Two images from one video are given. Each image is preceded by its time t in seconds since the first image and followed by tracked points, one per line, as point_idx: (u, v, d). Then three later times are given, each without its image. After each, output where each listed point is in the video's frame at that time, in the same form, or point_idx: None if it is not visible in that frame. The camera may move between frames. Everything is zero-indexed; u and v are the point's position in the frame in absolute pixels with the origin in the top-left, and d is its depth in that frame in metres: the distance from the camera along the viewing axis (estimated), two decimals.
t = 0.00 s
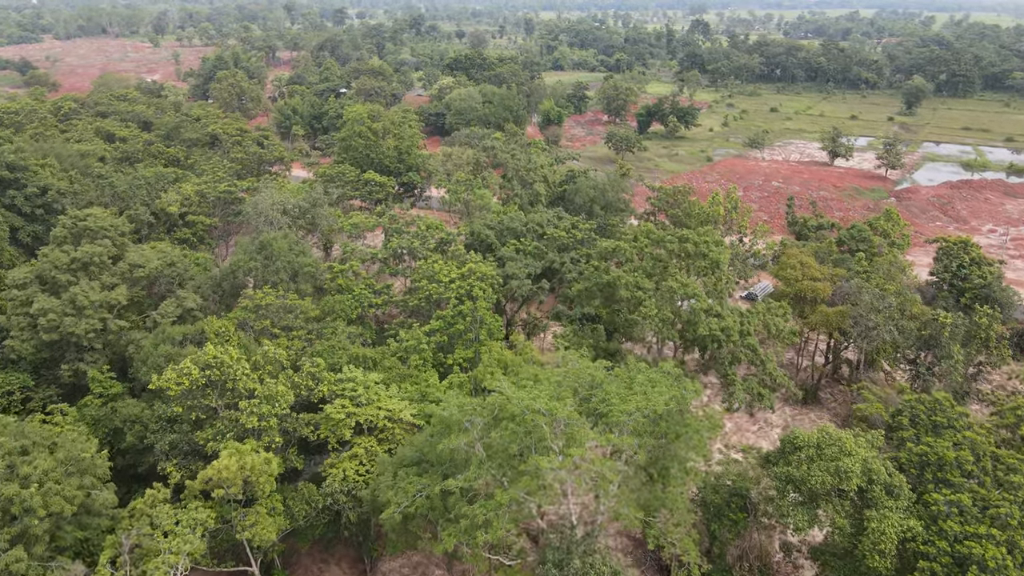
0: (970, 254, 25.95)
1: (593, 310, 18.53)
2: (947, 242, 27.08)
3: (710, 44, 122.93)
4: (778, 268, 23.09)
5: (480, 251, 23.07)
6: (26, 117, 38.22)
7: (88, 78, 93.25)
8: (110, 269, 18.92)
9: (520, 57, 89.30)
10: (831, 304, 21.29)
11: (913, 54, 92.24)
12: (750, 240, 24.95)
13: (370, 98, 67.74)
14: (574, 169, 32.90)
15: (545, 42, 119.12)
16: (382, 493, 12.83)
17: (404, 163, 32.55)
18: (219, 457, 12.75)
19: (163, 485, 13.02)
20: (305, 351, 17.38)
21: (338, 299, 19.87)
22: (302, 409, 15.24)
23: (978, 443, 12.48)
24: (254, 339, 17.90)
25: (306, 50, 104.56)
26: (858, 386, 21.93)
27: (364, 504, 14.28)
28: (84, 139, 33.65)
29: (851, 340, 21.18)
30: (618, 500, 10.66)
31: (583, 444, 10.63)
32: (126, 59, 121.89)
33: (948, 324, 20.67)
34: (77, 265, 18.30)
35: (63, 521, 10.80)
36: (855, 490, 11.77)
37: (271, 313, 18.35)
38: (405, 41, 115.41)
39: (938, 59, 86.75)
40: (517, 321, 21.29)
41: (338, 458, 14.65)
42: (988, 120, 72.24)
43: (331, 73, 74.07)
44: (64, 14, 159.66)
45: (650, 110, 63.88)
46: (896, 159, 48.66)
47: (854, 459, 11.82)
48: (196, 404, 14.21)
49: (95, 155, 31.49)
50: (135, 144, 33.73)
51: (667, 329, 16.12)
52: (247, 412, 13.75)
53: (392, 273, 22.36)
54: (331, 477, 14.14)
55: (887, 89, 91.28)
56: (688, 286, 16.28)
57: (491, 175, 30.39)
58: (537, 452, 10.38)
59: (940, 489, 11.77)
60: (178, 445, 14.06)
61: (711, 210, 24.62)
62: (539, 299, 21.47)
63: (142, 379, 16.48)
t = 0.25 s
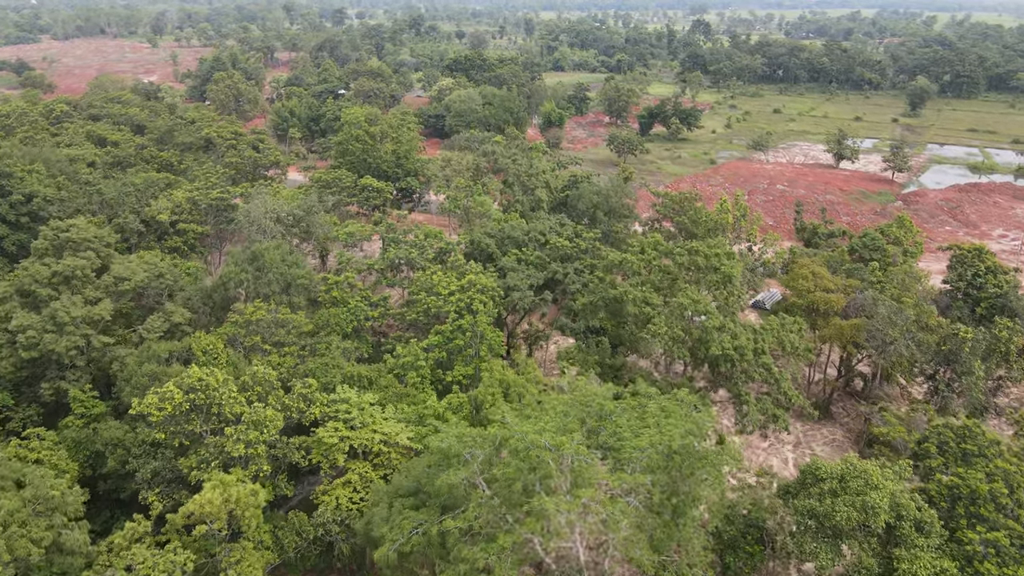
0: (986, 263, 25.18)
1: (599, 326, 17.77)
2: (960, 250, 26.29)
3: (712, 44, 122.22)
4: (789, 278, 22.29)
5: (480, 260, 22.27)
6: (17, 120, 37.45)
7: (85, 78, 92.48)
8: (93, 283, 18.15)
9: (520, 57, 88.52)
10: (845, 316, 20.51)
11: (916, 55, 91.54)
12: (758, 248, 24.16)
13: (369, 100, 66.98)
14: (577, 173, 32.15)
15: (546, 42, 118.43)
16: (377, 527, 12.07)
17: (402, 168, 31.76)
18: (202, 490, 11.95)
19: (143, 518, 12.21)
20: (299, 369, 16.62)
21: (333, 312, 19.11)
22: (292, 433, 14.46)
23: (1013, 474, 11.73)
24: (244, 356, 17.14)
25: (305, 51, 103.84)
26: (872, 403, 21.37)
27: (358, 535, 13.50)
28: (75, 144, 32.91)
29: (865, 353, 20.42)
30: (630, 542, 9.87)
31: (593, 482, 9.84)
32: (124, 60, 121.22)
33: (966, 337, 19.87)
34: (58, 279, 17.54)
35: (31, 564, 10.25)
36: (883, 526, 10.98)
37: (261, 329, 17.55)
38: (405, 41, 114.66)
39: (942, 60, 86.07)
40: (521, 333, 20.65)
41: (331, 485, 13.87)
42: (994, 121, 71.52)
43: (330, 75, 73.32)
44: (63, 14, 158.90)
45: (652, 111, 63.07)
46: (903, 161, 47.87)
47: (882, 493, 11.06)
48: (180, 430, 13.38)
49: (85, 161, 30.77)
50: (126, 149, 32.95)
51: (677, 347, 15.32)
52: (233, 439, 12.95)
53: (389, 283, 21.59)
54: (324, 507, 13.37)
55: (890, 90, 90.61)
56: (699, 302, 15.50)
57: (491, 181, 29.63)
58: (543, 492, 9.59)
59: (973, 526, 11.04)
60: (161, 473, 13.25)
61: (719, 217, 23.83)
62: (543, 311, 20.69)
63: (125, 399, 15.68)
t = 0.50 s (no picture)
0: (1002, 272, 24.36)
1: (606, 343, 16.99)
2: (976, 258, 25.49)
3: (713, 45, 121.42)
4: (801, 289, 21.47)
5: (481, 270, 21.48)
6: (7, 123, 36.70)
7: (81, 79, 91.77)
8: (75, 299, 17.42)
9: (520, 58, 87.78)
10: (860, 330, 19.67)
11: (920, 55, 90.75)
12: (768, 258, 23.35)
13: (367, 101, 66.27)
14: (580, 179, 31.39)
15: (546, 43, 117.74)
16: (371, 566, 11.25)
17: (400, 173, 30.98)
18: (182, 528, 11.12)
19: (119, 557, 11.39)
20: (291, 389, 15.84)
21: (327, 327, 18.32)
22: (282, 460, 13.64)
23: None
24: (233, 375, 16.35)
25: (304, 51, 103.12)
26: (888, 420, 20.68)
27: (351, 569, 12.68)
28: (65, 149, 32.18)
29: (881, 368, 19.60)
30: None
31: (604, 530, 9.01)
32: (122, 60, 120.57)
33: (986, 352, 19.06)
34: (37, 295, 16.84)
35: None
36: (916, 570, 10.14)
37: (251, 346, 16.74)
38: (404, 42, 113.96)
39: (947, 61, 85.28)
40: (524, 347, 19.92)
41: (323, 516, 13.06)
42: (999, 123, 70.72)
43: (328, 76, 72.57)
44: (61, 15, 158.27)
45: (655, 113, 62.24)
46: (910, 165, 47.09)
47: (915, 533, 10.25)
48: (159, 459, 12.49)
49: (74, 166, 30.02)
50: (118, 153, 32.18)
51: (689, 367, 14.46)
52: (218, 469, 12.13)
53: (386, 295, 20.80)
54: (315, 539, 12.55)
55: (894, 91, 89.86)
56: (711, 319, 14.66)
57: (492, 187, 28.85)
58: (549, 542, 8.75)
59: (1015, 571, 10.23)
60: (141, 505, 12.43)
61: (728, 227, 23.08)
62: (546, 324, 19.89)
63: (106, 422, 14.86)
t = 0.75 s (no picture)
0: (1021, 281, 23.53)
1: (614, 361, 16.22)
2: (992, 266, 24.68)
3: (715, 44, 120.53)
4: (815, 301, 20.58)
5: (482, 282, 20.69)
6: None
7: (77, 80, 90.98)
8: (56, 315, 16.71)
9: (521, 58, 87.03)
10: (878, 345, 18.82)
11: (924, 55, 89.92)
12: (778, 267, 22.55)
13: (366, 103, 65.52)
14: (582, 184, 30.61)
15: (546, 43, 116.86)
16: None
17: (399, 178, 30.20)
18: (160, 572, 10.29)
19: None
20: (281, 412, 15.06)
21: (321, 342, 17.56)
22: (271, 490, 12.80)
23: None
24: (221, 396, 15.55)
25: (303, 52, 102.28)
26: (905, 438, 19.92)
27: None
28: (55, 154, 31.41)
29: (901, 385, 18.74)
30: None
31: None
32: (120, 61, 119.84)
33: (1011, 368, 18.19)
34: (16, 312, 16.14)
35: None
36: None
37: (240, 364, 15.96)
38: (404, 42, 113.18)
39: (951, 61, 84.43)
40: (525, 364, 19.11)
41: (314, 551, 12.21)
42: (1005, 124, 69.91)
43: (326, 77, 71.77)
44: (59, 15, 157.53)
45: (657, 114, 61.41)
46: (918, 167, 46.32)
47: None
48: (137, 493, 11.63)
49: (64, 171, 29.24)
50: (108, 158, 31.41)
51: (703, 390, 13.57)
52: (201, 504, 11.30)
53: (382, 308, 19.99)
54: None
55: (897, 92, 89.09)
56: (727, 339, 13.82)
57: (492, 193, 28.10)
58: None
59: None
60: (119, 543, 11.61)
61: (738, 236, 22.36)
62: (550, 339, 19.10)
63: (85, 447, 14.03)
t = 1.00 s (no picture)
0: None
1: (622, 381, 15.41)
2: (1010, 275, 23.81)
3: (717, 44, 119.66)
4: (829, 313, 19.74)
5: (483, 295, 19.87)
6: None
7: (74, 81, 90.24)
8: (36, 333, 15.93)
9: (522, 59, 86.25)
10: (897, 361, 17.97)
11: (929, 56, 89.08)
12: (789, 278, 21.73)
13: (365, 105, 64.74)
14: (585, 189, 29.83)
15: (546, 43, 116.00)
16: None
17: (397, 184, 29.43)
18: None
19: None
20: (271, 436, 14.26)
21: (314, 360, 16.76)
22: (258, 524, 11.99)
23: None
24: (208, 419, 14.75)
25: (302, 52, 101.46)
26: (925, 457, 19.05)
27: None
28: (44, 159, 30.65)
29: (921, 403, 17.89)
30: None
31: None
32: (119, 62, 119.18)
33: None
34: None
35: None
36: None
37: (227, 385, 15.15)
38: (404, 43, 112.39)
39: (956, 62, 83.55)
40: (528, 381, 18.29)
41: None
42: (1012, 125, 69.08)
43: (325, 78, 70.99)
44: (58, 15, 156.74)
45: (659, 116, 60.61)
46: (926, 171, 45.50)
47: None
48: (113, 531, 10.83)
49: (52, 177, 28.47)
50: (99, 163, 30.65)
51: (718, 416, 12.73)
52: (181, 544, 10.49)
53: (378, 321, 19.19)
54: None
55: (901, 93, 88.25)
56: (743, 361, 12.99)
57: (493, 199, 27.32)
58: None
59: None
60: None
61: (747, 246, 21.59)
62: (553, 355, 18.27)
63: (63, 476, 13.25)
